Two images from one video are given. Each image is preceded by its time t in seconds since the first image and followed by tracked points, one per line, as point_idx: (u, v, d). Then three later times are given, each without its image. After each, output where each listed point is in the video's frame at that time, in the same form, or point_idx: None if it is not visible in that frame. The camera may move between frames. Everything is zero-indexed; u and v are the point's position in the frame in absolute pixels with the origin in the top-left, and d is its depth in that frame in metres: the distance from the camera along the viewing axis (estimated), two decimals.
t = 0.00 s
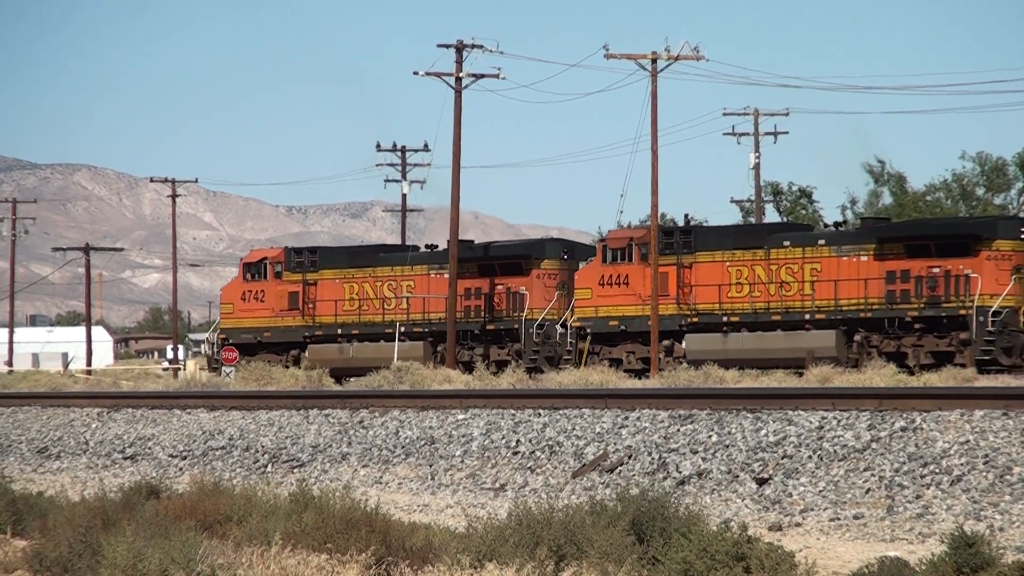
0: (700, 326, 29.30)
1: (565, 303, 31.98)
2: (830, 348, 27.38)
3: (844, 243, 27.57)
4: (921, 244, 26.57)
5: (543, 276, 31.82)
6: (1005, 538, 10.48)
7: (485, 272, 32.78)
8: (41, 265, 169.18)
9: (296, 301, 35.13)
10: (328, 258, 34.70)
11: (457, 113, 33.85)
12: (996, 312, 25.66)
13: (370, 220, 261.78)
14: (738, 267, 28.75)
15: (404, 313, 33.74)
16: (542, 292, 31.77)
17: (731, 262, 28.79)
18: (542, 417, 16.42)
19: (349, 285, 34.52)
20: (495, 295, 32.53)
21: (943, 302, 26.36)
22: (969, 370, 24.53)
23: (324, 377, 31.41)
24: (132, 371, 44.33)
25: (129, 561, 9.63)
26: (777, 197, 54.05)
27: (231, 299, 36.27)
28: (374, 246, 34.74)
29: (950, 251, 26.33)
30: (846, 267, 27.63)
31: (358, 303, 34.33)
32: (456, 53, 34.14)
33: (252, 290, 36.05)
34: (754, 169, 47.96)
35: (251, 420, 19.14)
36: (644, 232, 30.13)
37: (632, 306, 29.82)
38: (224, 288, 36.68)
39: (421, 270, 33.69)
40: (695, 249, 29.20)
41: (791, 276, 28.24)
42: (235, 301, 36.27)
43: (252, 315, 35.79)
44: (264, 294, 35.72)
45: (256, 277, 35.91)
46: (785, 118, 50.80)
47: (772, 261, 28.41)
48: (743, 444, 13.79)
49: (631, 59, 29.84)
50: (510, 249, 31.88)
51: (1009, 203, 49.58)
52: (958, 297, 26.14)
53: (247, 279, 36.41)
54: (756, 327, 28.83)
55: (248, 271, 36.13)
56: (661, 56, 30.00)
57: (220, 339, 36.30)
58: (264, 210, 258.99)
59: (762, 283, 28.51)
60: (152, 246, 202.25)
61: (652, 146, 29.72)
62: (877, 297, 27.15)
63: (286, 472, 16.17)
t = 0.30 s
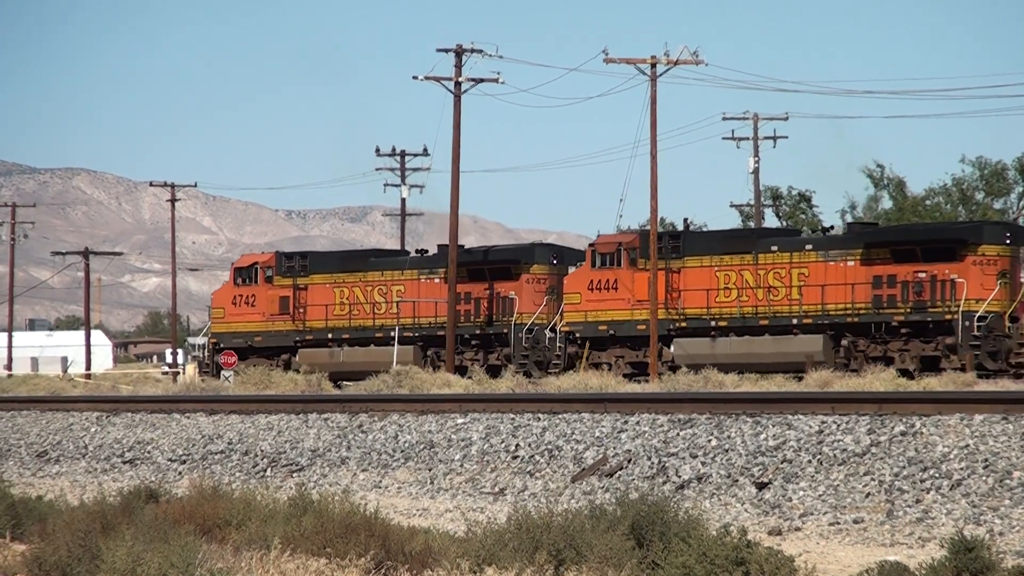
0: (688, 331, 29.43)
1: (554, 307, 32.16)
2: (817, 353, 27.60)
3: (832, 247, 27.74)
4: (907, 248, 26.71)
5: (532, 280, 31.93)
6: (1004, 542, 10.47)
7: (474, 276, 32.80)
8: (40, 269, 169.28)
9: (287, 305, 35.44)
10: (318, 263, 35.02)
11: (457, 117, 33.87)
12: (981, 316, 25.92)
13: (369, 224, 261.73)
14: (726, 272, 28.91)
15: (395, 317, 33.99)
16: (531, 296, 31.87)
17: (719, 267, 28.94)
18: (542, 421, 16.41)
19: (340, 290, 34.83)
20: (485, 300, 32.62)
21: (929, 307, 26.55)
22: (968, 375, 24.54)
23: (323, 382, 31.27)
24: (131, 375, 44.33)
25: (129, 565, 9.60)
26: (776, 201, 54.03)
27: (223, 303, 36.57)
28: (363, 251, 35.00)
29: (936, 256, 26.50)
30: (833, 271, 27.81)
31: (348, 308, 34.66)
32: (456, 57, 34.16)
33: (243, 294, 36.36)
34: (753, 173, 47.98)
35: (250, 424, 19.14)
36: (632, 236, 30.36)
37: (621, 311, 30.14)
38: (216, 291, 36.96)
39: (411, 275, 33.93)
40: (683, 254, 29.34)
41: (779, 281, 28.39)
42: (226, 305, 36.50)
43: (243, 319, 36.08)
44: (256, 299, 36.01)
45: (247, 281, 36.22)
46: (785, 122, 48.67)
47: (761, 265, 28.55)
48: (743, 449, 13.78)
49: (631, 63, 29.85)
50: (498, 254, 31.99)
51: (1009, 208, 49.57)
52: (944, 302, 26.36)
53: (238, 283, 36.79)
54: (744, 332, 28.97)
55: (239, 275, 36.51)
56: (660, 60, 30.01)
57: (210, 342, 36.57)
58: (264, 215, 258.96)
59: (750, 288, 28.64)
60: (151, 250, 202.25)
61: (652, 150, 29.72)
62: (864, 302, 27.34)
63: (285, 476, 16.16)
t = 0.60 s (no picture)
0: (676, 332, 29.79)
1: (544, 309, 32.42)
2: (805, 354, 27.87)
3: (820, 249, 27.97)
4: (894, 250, 27.03)
5: (522, 282, 32.25)
6: (1004, 543, 10.48)
7: (464, 278, 33.12)
8: (40, 270, 169.36)
9: (278, 307, 35.72)
10: (309, 265, 35.22)
11: (457, 118, 33.89)
12: (967, 317, 26.23)
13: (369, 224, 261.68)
14: (715, 273, 29.13)
15: (385, 318, 34.23)
16: (521, 297, 32.14)
17: (708, 268, 29.18)
18: (542, 422, 16.44)
19: (331, 291, 35.09)
20: (475, 301, 32.96)
21: (915, 308, 26.88)
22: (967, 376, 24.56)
23: (323, 382, 31.26)
24: (131, 375, 44.38)
25: (129, 566, 9.61)
26: (776, 202, 54.04)
27: (215, 305, 36.86)
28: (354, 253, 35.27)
29: (922, 257, 26.82)
30: (821, 273, 28.04)
31: (339, 309, 34.90)
32: (456, 58, 34.18)
33: (234, 296, 36.64)
34: (753, 174, 48.03)
35: (250, 425, 19.16)
36: (621, 238, 30.52)
37: (609, 312, 30.50)
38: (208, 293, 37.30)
39: (402, 276, 34.07)
40: (672, 256, 29.65)
41: (767, 283, 28.57)
42: (218, 307, 36.82)
43: (235, 321, 36.36)
44: (247, 300, 36.27)
45: (238, 282, 36.50)
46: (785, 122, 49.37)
47: (749, 267, 28.69)
48: (742, 449, 13.79)
49: (630, 63, 29.88)
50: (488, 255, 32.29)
51: (1009, 209, 49.56)
52: (929, 303, 26.66)
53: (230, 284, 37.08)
54: (732, 333, 29.22)
55: (230, 276, 36.81)
56: (660, 61, 30.04)
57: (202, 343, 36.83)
58: (264, 216, 258.99)
59: (738, 290, 28.83)
60: (151, 251, 202.27)
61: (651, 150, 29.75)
62: (851, 303, 27.66)
63: (285, 477, 16.19)
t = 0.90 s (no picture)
0: (664, 332, 30.10)
1: (533, 309, 32.70)
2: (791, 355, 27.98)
3: (806, 249, 28.17)
4: (881, 250, 27.23)
5: (511, 282, 32.59)
6: (1002, 544, 10.48)
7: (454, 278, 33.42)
8: (39, 270, 169.39)
9: (269, 307, 36.04)
10: (300, 265, 35.59)
11: (456, 118, 33.89)
12: (952, 317, 26.35)
13: (368, 224, 261.63)
14: (703, 273, 29.37)
15: (376, 318, 34.42)
16: (510, 297, 32.47)
17: (697, 268, 29.44)
18: (541, 422, 16.44)
19: (321, 292, 35.38)
20: (464, 302, 33.15)
21: (901, 309, 26.98)
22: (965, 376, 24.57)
23: (322, 382, 31.27)
24: (130, 375, 44.41)
25: (129, 565, 9.61)
26: (776, 202, 54.06)
27: (206, 305, 37.20)
28: (345, 254, 35.60)
29: (909, 258, 27.00)
30: (808, 274, 28.23)
31: (330, 310, 35.15)
32: (455, 58, 34.18)
33: (226, 296, 36.96)
34: (752, 174, 48.04)
35: (250, 425, 19.16)
36: (610, 238, 30.93)
37: (598, 313, 30.77)
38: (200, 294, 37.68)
39: (392, 276, 34.29)
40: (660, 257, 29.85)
41: (755, 283, 28.75)
42: (209, 308, 37.15)
43: (225, 321, 36.66)
44: (238, 300, 36.58)
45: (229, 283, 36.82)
46: (784, 122, 49.56)
47: (737, 267, 28.91)
48: (742, 450, 13.79)
49: (630, 63, 29.88)
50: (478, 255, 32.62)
51: (1008, 209, 49.56)
52: (916, 304, 26.80)
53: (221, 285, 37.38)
54: (720, 333, 29.45)
55: (222, 277, 37.16)
56: (659, 62, 30.04)
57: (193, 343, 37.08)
58: (263, 215, 258.98)
59: (727, 290, 29.06)
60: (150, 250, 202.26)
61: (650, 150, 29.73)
62: (838, 304, 27.79)
63: (284, 477, 16.19)
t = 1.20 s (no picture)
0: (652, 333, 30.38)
1: (522, 310, 32.88)
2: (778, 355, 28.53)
3: (793, 250, 28.55)
4: (866, 251, 27.59)
5: (500, 283, 32.92)
6: (1001, 544, 10.46)
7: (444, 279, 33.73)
8: (38, 270, 169.29)
9: (259, 308, 36.35)
10: (289, 266, 35.85)
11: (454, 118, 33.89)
12: (937, 318, 26.81)
13: (367, 224, 261.59)
14: (691, 274, 29.77)
15: (365, 319, 34.68)
16: (500, 298, 32.85)
17: (684, 269, 29.84)
18: (539, 422, 16.43)
19: (310, 293, 35.64)
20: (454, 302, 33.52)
21: (887, 309, 27.39)
22: (965, 376, 24.52)
23: (321, 382, 31.27)
24: (128, 375, 44.43)
25: (126, 567, 9.58)
26: (774, 202, 54.07)
27: (197, 306, 37.57)
28: (335, 255, 35.79)
29: (894, 259, 27.34)
30: (795, 274, 28.64)
31: (319, 310, 35.41)
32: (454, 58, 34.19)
33: (216, 297, 37.29)
34: (751, 175, 48.04)
35: (248, 425, 19.16)
36: (599, 239, 31.06)
37: (586, 312, 30.95)
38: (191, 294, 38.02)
39: (382, 277, 34.48)
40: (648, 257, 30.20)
41: (742, 284, 29.17)
42: (200, 308, 37.54)
43: (216, 322, 37.04)
44: (229, 301, 36.91)
45: (219, 283, 37.17)
46: (783, 122, 49.18)
47: (725, 268, 29.28)
48: (740, 449, 13.79)
49: (628, 64, 29.89)
50: (468, 255, 32.87)
51: (1007, 209, 49.59)
52: (901, 304, 27.17)
53: (211, 285, 37.71)
54: (707, 334, 29.91)
55: (212, 278, 37.49)
56: (657, 62, 30.03)
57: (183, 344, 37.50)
58: (262, 216, 258.84)
59: (714, 290, 29.48)
60: (149, 250, 202.12)
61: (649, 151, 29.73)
62: (824, 304, 28.23)
63: (283, 477, 16.19)
